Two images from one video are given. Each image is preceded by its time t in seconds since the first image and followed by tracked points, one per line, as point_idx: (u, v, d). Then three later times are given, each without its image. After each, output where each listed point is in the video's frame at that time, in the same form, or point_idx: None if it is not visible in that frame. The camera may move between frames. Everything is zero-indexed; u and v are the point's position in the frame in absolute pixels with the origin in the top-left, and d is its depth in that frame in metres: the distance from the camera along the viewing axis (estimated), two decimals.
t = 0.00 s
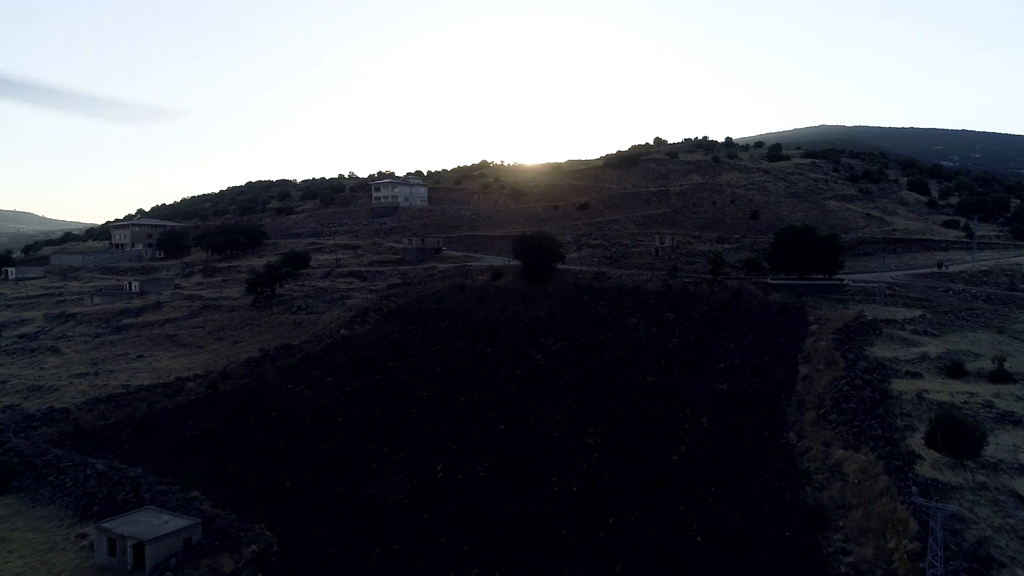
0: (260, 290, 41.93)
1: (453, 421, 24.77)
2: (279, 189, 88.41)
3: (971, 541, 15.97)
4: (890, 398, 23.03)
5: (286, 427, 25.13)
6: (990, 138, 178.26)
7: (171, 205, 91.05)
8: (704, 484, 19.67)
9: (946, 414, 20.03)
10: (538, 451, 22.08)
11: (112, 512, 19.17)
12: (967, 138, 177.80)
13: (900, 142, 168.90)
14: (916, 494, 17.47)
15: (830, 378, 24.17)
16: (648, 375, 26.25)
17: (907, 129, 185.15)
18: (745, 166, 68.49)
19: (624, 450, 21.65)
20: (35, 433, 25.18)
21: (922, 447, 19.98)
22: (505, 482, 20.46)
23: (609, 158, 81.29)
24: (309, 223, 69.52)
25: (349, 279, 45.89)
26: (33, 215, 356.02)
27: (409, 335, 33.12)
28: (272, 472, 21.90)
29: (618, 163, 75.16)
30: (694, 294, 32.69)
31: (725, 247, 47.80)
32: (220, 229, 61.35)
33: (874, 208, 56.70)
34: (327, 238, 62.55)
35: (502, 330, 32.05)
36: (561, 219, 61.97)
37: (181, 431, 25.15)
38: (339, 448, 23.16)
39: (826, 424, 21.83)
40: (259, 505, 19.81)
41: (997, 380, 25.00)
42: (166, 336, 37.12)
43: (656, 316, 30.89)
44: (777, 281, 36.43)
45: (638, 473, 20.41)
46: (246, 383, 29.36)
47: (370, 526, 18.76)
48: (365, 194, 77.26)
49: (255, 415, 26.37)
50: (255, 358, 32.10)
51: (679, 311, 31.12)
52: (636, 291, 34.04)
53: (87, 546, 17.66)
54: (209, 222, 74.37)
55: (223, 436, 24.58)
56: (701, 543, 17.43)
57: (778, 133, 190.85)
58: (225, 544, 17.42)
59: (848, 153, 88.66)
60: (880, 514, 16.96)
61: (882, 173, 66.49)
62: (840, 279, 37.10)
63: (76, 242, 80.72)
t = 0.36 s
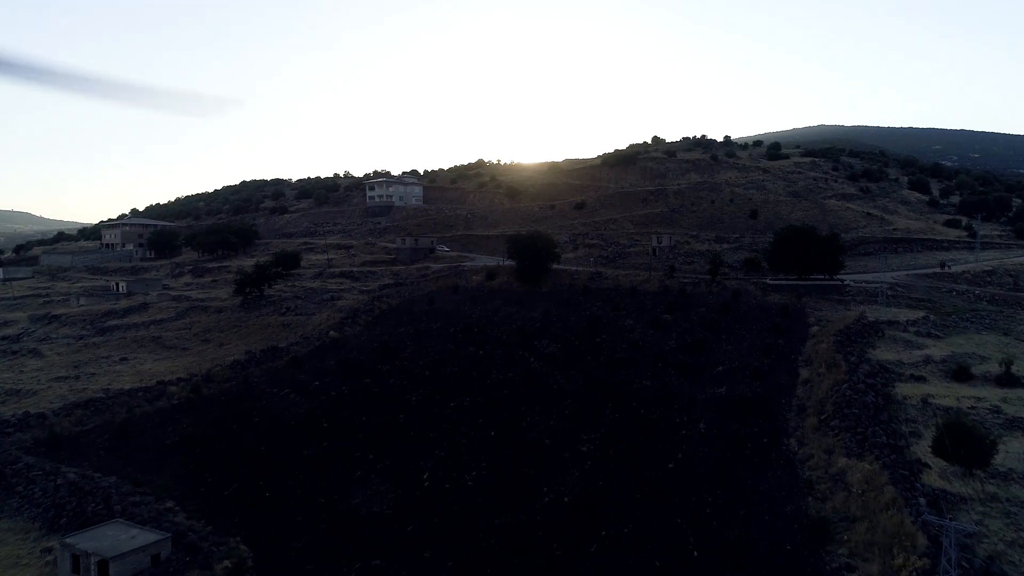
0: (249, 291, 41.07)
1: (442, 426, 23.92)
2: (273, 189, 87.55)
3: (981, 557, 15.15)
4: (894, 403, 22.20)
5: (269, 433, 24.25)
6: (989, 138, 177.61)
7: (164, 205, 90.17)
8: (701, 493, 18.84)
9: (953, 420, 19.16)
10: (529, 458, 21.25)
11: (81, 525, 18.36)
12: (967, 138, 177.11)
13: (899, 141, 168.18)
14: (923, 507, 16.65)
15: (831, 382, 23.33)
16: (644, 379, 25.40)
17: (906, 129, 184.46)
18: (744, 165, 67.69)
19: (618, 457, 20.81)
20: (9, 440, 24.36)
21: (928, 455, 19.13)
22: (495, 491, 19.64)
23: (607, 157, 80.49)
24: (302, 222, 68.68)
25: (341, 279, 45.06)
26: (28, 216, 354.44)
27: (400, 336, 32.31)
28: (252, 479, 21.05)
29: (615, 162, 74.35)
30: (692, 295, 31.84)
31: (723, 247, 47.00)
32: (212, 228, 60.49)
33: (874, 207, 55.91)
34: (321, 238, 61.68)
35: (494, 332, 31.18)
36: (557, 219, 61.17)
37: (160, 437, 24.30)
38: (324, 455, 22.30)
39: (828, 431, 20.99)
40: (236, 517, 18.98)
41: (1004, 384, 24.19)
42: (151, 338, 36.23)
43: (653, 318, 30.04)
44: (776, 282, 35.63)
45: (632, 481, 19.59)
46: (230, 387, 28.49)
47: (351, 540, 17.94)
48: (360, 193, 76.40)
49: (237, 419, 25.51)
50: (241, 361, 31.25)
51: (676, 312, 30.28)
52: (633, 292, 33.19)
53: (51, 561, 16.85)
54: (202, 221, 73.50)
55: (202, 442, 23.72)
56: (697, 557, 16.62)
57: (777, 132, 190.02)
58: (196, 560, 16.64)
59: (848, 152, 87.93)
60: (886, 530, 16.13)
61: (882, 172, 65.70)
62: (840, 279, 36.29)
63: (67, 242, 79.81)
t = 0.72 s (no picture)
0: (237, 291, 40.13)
1: (430, 432, 23.03)
2: (267, 188, 86.64)
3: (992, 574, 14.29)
4: (899, 408, 21.31)
5: (250, 440, 23.35)
6: (988, 137, 176.84)
7: (157, 204, 89.21)
8: (698, 505, 17.98)
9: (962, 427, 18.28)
10: (518, 466, 20.37)
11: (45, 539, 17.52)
12: (966, 138, 176.37)
13: (899, 141, 167.41)
14: (931, 521, 15.77)
15: (834, 386, 22.44)
16: (640, 383, 24.51)
17: (906, 129, 183.69)
18: (743, 164, 66.85)
19: (612, 466, 19.93)
20: None
21: (935, 464, 18.24)
22: (481, 502, 18.78)
23: (604, 155, 79.61)
24: (295, 222, 67.78)
25: (332, 279, 44.17)
26: (23, 214, 352.79)
27: (390, 338, 31.42)
28: (229, 490, 20.17)
29: (612, 161, 73.49)
30: (689, 296, 30.96)
31: (722, 246, 46.16)
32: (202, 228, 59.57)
33: (875, 206, 55.06)
34: (313, 237, 60.77)
35: (486, 334, 30.28)
36: (553, 218, 60.28)
37: (136, 444, 23.41)
38: (305, 464, 21.39)
39: (830, 438, 20.11)
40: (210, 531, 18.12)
41: (1012, 388, 23.32)
42: (134, 340, 35.32)
43: (650, 319, 29.14)
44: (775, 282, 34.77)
45: (625, 491, 18.72)
46: (212, 391, 27.57)
47: (329, 556, 17.13)
48: (354, 191, 75.47)
49: (218, 425, 24.60)
50: (225, 363, 30.34)
51: (674, 314, 29.38)
52: (629, 292, 32.29)
53: None
54: (193, 221, 72.57)
55: (180, 449, 22.82)
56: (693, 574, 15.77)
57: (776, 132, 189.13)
58: None
59: (848, 151, 87.09)
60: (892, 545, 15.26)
61: (883, 171, 64.85)
62: (842, 279, 35.41)
63: (57, 242, 78.82)
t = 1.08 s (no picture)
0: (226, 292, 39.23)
1: (418, 438, 22.18)
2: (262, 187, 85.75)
3: None
4: (904, 413, 20.39)
5: (232, 446, 22.51)
6: (988, 138, 175.97)
7: (150, 203, 88.30)
8: (695, 517, 17.17)
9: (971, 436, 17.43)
10: (508, 474, 19.54)
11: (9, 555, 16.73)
12: (966, 137, 175.49)
13: (899, 141, 166.55)
14: (941, 536, 14.94)
15: (836, 391, 21.57)
16: (636, 388, 23.64)
17: (906, 129, 182.86)
18: (742, 163, 65.99)
19: (606, 474, 19.10)
20: None
21: (943, 473, 17.34)
22: (469, 514, 17.96)
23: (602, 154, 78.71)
24: (289, 221, 66.88)
25: (323, 279, 43.29)
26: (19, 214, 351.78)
27: (380, 340, 30.56)
28: (207, 502, 19.38)
29: (610, 159, 72.64)
30: (687, 297, 30.09)
31: (720, 246, 45.33)
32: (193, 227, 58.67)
33: (876, 206, 54.19)
34: (306, 237, 59.88)
35: (478, 336, 29.42)
36: (549, 218, 59.39)
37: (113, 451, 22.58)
38: (286, 472, 20.56)
39: (833, 445, 19.24)
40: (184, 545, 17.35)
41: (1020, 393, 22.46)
42: (119, 342, 34.44)
43: (647, 320, 28.28)
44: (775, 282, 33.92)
45: (619, 502, 17.90)
46: (195, 395, 26.71)
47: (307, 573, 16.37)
48: (349, 190, 74.54)
49: (199, 431, 23.75)
50: (209, 366, 29.48)
51: (672, 315, 28.51)
52: (625, 293, 31.42)
53: None
54: (186, 220, 71.68)
55: (158, 457, 21.98)
56: None
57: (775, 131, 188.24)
58: None
59: (849, 150, 86.20)
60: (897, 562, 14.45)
61: (884, 170, 63.98)
62: (843, 280, 34.54)
63: (48, 242, 77.87)
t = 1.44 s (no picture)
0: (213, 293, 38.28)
1: (405, 446, 21.31)
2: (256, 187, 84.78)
3: None
4: (911, 419, 19.42)
5: (211, 454, 21.63)
6: (988, 137, 175.12)
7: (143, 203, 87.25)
8: (691, 531, 16.34)
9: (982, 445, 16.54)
10: (497, 485, 18.68)
11: None
12: (966, 137, 174.60)
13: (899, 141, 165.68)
14: (953, 554, 14.09)
15: (840, 396, 20.66)
16: (632, 392, 22.75)
17: (906, 128, 181.93)
18: (741, 162, 65.08)
19: (599, 484, 18.26)
20: None
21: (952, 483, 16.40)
22: (454, 528, 17.12)
23: (600, 152, 77.72)
24: (282, 221, 65.91)
25: (314, 280, 42.37)
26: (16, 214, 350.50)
27: (369, 342, 29.66)
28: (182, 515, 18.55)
29: (608, 158, 71.72)
30: (685, 298, 29.19)
31: (719, 246, 44.45)
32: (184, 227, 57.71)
33: (877, 205, 53.27)
34: (299, 237, 58.95)
35: (470, 339, 28.52)
36: (546, 217, 58.44)
37: (88, 460, 21.71)
38: (266, 483, 19.71)
39: (837, 454, 18.36)
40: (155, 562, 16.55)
41: None
42: (101, 344, 33.51)
43: (644, 322, 27.39)
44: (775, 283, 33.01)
45: (612, 515, 17.06)
46: (176, 400, 25.81)
47: None
48: (343, 190, 73.59)
49: (178, 438, 22.86)
50: (192, 369, 28.58)
51: (669, 317, 27.62)
52: (621, 294, 30.52)
53: None
54: (178, 220, 70.69)
55: (134, 467, 21.12)
56: None
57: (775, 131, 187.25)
58: None
59: (849, 149, 85.21)
60: None
61: (885, 168, 63.06)
62: (845, 280, 33.62)
63: (39, 242, 76.81)
